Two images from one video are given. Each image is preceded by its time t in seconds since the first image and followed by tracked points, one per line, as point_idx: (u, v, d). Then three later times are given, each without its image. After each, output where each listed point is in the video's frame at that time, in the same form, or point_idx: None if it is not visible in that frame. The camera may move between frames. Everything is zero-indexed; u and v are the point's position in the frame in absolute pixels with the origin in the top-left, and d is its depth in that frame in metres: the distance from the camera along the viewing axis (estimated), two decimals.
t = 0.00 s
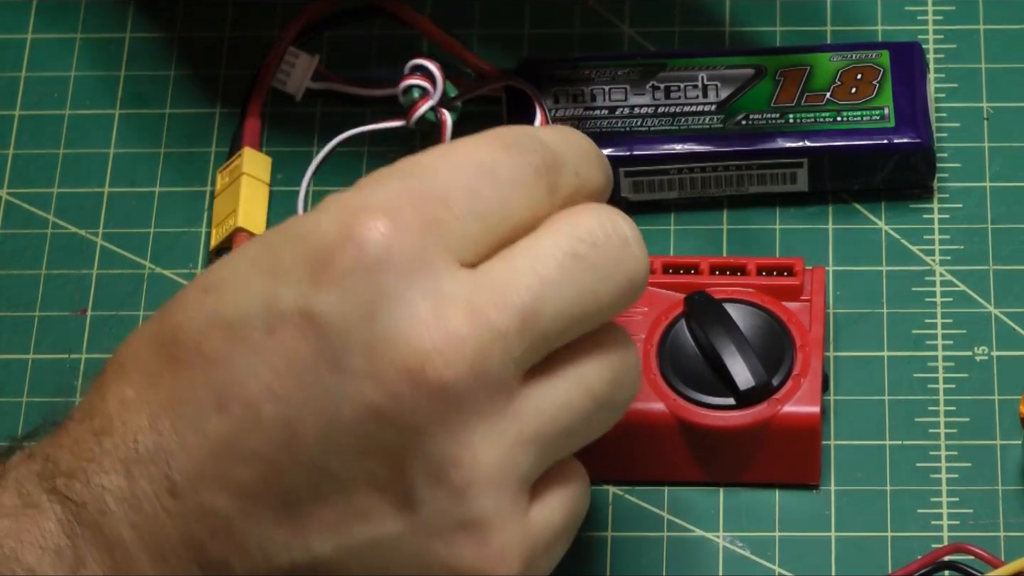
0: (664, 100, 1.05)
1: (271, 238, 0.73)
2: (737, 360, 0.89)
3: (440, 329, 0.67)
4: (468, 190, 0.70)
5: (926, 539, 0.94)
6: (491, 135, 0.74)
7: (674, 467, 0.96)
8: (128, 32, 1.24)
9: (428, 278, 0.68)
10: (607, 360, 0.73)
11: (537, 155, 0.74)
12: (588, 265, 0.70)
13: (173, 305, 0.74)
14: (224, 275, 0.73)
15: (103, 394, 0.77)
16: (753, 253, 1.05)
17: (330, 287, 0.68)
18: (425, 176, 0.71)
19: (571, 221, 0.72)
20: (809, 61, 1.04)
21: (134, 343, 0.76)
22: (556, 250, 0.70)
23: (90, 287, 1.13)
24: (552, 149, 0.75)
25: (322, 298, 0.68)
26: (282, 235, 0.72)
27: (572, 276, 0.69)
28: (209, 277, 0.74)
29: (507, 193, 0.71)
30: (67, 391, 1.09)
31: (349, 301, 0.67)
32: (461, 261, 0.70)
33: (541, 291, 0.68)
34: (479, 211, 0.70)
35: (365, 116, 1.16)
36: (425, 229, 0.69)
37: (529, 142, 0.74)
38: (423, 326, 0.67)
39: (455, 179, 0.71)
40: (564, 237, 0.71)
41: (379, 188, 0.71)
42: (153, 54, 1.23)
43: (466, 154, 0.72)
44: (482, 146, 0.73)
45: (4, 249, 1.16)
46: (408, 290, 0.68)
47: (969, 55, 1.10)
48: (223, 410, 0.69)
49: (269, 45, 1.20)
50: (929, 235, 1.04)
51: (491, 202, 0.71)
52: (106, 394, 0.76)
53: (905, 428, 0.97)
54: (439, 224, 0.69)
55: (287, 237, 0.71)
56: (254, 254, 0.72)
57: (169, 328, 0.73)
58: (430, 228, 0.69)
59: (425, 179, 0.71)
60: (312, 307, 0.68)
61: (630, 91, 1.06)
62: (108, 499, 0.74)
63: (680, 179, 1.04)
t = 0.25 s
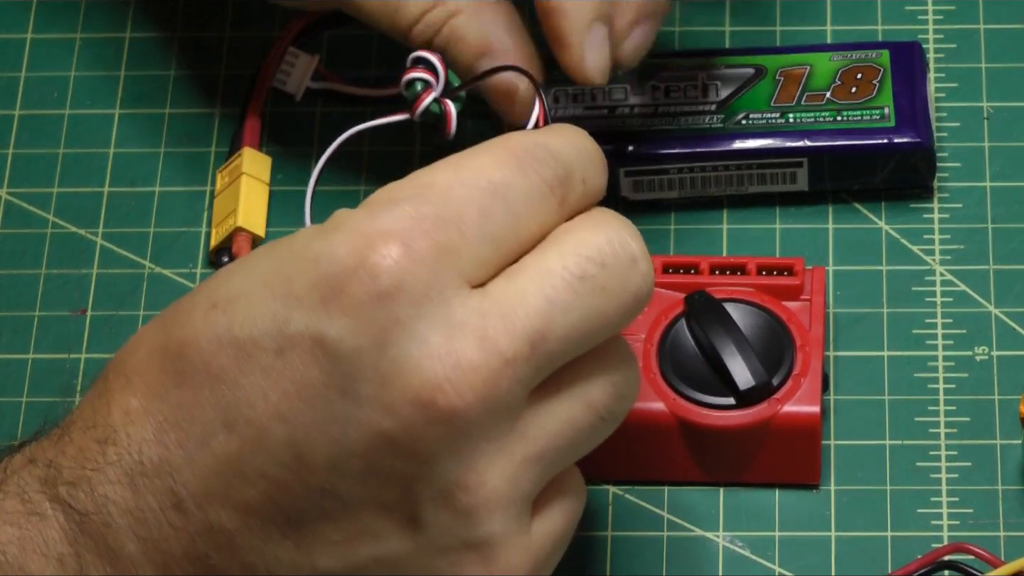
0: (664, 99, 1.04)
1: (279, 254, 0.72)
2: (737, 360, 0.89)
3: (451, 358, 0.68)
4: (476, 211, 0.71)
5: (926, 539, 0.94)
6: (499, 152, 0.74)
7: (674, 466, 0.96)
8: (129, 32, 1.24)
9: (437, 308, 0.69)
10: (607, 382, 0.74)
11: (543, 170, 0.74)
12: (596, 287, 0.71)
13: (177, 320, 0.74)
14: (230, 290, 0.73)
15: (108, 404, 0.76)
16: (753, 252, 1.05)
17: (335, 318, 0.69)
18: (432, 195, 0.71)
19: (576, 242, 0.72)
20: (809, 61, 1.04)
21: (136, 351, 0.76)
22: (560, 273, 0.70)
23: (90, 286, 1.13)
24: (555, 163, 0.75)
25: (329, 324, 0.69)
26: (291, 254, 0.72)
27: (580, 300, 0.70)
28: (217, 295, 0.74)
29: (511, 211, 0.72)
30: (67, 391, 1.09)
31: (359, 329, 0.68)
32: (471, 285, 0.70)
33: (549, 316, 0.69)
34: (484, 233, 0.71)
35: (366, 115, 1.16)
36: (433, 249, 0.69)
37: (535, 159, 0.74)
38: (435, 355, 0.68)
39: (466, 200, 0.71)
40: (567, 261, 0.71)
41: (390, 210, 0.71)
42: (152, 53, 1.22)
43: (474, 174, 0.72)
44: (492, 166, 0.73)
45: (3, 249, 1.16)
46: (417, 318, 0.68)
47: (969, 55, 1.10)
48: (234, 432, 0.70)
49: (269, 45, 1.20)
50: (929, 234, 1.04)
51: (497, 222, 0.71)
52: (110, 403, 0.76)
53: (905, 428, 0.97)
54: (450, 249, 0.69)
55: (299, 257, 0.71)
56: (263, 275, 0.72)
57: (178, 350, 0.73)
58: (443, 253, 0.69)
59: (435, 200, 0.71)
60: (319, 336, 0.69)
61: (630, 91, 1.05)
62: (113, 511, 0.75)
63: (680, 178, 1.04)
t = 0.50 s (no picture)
0: (664, 100, 1.04)
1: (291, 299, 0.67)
2: (737, 360, 0.89)
3: (475, 414, 0.64)
4: (494, 262, 0.66)
5: (926, 539, 0.94)
6: (520, 192, 0.69)
7: (674, 467, 0.96)
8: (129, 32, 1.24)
9: (460, 365, 0.64)
10: (632, 438, 0.70)
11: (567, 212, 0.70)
12: (620, 345, 0.66)
13: (191, 361, 0.67)
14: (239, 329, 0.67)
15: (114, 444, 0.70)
16: (753, 253, 1.05)
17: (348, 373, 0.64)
18: (449, 241, 0.67)
19: (601, 295, 0.67)
20: (809, 61, 1.04)
21: (151, 380, 0.70)
22: (584, 329, 0.66)
23: (90, 286, 1.13)
24: (581, 203, 0.70)
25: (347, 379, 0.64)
26: (308, 294, 0.66)
27: (602, 357, 0.65)
28: (222, 335, 0.67)
29: (530, 257, 0.67)
30: (67, 391, 1.09)
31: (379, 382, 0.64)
32: (492, 338, 0.66)
33: (572, 376, 0.64)
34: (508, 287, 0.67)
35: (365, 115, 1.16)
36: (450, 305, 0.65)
37: (557, 203, 0.69)
38: (454, 408, 0.64)
39: (484, 249, 0.66)
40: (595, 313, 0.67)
41: (410, 259, 0.66)
42: (153, 54, 1.23)
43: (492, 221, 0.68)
44: (511, 211, 0.68)
45: (3, 249, 1.16)
46: (439, 373, 0.64)
47: (969, 55, 1.10)
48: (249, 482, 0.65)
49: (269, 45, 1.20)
50: (929, 235, 1.04)
51: (515, 274, 0.67)
52: (123, 441, 0.69)
53: (905, 428, 0.97)
54: (466, 303, 0.65)
55: (312, 304, 0.66)
56: (279, 317, 0.66)
57: (190, 403, 0.67)
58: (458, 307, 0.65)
59: (452, 246, 0.66)
60: (337, 389, 0.64)
61: (630, 91, 1.05)
62: (118, 557, 0.70)
63: (680, 179, 1.04)
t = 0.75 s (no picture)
0: (664, 99, 1.04)
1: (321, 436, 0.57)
2: (737, 360, 0.89)
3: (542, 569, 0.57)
4: (508, 413, 0.57)
5: (925, 539, 0.94)
6: (485, 329, 0.58)
7: (674, 467, 0.96)
8: (129, 32, 1.24)
9: (526, 521, 0.57)
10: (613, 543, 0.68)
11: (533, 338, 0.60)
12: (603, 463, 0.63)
13: (212, 516, 0.54)
14: (269, 492, 0.53)
15: None
16: (753, 253, 1.05)
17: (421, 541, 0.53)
18: (462, 386, 0.56)
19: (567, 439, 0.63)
20: (809, 61, 1.04)
21: (160, 534, 0.55)
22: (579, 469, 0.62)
23: (90, 286, 1.13)
24: (539, 325, 0.61)
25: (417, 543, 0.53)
26: (346, 461, 0.54)
27: (597, 488, 0.62)
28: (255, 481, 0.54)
29: (531, 400, 0.58)
30: (68, 391, 1.09)
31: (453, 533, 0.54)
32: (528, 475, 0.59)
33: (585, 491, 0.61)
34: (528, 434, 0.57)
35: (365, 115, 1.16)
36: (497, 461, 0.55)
37: (533, 337, 0.60)
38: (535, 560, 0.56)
39: (504, 394, 0.57)
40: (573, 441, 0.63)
41: (440, 408, 0.55)
42: (153, 53, 1.23)
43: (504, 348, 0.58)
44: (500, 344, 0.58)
45: (3, 249, 1.16)
46: (513, 535, 0.56)
47: (969, 55, 1.10)
48: None
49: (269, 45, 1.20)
50: (929, 235, 1.04)
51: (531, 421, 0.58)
52: None
53: (905, 428, 0.98)
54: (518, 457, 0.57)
55: (345, 456, 0.54)
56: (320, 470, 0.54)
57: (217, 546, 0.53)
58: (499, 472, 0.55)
59: (466, 391, 0.56)
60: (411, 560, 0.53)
61: (630, 91, 1.05)
62: None
63: (679, 179, 1.04)
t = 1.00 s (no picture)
0: (664, 100, 1.04)
1: (451, 564, 0.73)
2: (737, 360, 0.90)
3: None
4: None
5: (925, 539, 0.94)
6: (629, 467, 0.77)
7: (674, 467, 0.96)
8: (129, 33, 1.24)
9: None
10: None
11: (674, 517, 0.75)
12: None
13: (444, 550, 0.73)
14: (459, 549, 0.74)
15: None
16: (753, 252, 1.05)
17: None
18: None
19: None
20: (809, 61, 1.04)
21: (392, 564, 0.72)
22: None
23: (91, 287, 1.13)
24: (678, 484, 0.78)
25: None
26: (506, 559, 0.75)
27: None
28: None
29: None
30: (68, 392, 1.09)
31: None
32: None
33: None
34: None
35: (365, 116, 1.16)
36: None
37: (670, 477, 0.77)
38: None
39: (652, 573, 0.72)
40: None
41: (638, 535, 0.73)
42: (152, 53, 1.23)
43: None
44: (640, 546, 0.73)
45: (3, 249, 1.16)
46: None
47: (969, 55, 1.10)
48: None
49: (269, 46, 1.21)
50: (929, 235, 1.04)
51: None
52: None
53: (905, 428, 0.98)
54: None
55: (505, 538, 0.75)
56: None
57: None
58: None
59: None
60: None
61: (630, 91, 1.05)
62: None
63: (679, 179, 1.04)
